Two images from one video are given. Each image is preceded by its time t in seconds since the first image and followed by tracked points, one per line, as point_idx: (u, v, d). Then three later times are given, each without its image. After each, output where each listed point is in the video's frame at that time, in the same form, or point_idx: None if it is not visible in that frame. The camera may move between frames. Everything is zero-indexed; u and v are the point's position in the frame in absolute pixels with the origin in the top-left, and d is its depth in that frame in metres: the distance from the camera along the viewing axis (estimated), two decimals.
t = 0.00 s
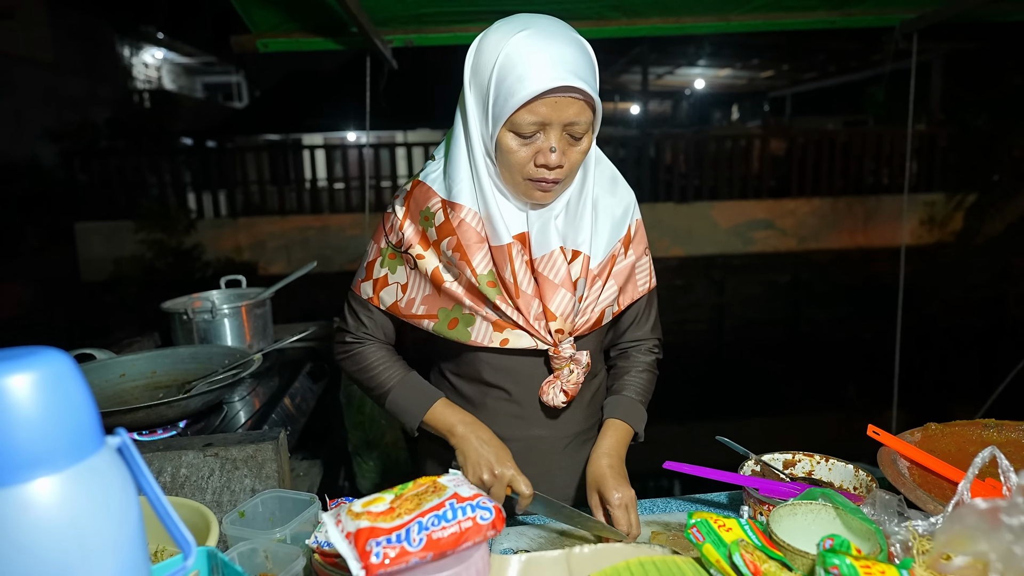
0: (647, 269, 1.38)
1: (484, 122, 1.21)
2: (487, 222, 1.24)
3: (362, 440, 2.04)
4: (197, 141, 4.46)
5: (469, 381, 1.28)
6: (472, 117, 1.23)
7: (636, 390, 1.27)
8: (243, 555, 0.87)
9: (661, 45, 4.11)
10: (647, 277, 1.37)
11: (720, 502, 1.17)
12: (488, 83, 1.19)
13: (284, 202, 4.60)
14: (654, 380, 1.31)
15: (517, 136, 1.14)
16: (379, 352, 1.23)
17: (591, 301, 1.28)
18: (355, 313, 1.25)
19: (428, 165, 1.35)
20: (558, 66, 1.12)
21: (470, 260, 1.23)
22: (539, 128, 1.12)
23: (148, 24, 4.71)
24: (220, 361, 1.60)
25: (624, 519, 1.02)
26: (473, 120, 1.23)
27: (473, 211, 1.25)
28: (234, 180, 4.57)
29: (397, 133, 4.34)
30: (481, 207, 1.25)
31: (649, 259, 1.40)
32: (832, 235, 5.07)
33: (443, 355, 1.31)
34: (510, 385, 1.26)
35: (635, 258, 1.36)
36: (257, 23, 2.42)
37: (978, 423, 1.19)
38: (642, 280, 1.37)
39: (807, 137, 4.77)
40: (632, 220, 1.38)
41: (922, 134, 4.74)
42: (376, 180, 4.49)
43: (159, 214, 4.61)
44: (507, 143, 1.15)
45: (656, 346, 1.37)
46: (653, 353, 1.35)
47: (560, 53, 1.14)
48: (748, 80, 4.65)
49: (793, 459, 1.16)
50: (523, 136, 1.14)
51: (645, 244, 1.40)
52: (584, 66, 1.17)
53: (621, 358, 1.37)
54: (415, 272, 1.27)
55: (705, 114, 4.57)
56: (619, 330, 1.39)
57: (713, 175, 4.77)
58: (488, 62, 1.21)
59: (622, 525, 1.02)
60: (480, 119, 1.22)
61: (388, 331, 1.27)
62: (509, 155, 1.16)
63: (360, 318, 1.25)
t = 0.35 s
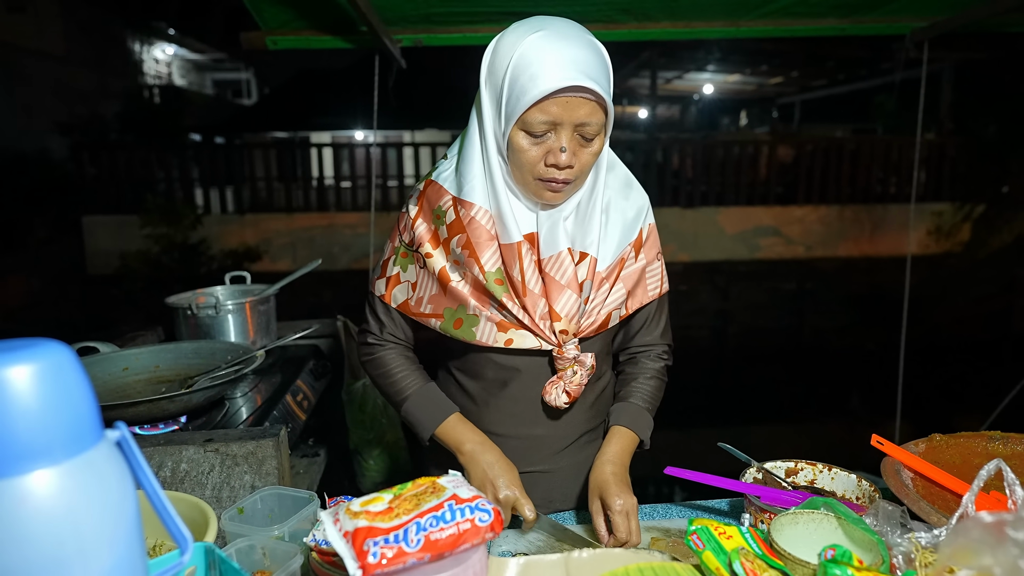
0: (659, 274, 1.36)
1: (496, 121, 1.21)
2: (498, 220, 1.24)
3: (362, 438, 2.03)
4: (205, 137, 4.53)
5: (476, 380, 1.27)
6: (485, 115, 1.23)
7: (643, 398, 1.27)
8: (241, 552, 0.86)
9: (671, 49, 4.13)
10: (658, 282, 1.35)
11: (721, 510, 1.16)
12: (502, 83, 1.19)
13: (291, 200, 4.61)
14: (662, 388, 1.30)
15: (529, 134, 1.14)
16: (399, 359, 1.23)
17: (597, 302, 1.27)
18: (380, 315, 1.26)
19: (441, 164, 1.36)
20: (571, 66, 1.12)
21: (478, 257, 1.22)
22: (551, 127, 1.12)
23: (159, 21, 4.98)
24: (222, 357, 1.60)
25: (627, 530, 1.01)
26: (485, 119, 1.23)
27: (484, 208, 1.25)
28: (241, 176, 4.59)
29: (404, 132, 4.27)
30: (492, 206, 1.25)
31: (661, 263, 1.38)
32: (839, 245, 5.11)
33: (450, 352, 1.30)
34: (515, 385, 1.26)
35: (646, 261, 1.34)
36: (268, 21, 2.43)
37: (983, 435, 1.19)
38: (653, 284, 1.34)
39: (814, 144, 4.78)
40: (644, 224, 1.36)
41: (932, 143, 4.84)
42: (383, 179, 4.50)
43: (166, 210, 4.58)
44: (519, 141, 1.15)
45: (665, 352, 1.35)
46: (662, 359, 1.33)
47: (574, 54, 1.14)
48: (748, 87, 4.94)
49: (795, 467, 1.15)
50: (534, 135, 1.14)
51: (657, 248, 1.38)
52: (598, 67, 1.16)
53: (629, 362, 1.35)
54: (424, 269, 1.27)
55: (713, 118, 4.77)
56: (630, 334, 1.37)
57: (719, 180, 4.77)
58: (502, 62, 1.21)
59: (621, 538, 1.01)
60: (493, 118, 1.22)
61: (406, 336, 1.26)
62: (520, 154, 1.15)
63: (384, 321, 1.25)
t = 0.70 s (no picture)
0: (677, 273, 1.35)
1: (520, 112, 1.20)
2: (518, 213, 1.24)
3: (365, 437, 2.02)
4: (211, 136, 4.48)
5: (493, 372, 1.29)
6: (509, 108, 1.22)
7: (659, 392, 1.25)
8: (242, 547, 0.85)
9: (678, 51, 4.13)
10: (676, 281, 1.34)
11: (726, 511, 1.14)
12: (525, 75, 1.19)
13: (296, 200, 4.62)
14: (678, 384, 1.28)
15: (553, 124, 1.13)
16: (413, 345, 1.29)
17: (611, 298, 1.26)
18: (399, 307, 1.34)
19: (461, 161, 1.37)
20: (595, 56, 1.12)
21: (495, 251, 1.24)
22: (574, 116, 1.11)
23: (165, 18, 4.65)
24: (226, 353, 1.59)
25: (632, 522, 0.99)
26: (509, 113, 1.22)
27: (505, 204, 1.25)
28: (246, 175, 4.60)
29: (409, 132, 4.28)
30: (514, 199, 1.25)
31: (680, 263, 1.36)
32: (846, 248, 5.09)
33: (469, 345, 1.34)
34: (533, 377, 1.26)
35: (663, 260, 1.33)
36: (274, 18, 2.42)
37: (994, 437, 1.17)
38: (671, 283, 1.33)
39: (821, 148, 4.75)
40: (662, 222, 1.36)
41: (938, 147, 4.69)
42: (388, 180, 4.49)
43: (172, 207, 4.67)
44: (542, 130, 1.14)
45: (683, 350, 1.34)
46: (679, 356, 1.32)
47: (598, 44, 1.14)
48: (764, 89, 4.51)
49: (802, 469, 1.14)
50: (558, 124, 1.13)
51: (676, 246, 1.36)
52: (621, 59, 1.16)
53: (645, 359, 1.35)
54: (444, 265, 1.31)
55: (719, 120, 4.51)
56: (647, 332, 1.37)
57: (725, 183, 4.73)
58: (525, 56, 1.21)
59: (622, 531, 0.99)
60: (516, 110, 1.21)
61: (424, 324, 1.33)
62: (543, 144, 1.15)
63: (402, 312, 1.33)
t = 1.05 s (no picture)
0: (698, 265, 1.43)
1: (561, 103, 1.25)
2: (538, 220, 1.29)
3: (370, 435, 2.03)
4: (218, 134, 4.53)
5: (518, 379, 1.35)
6: (543, 109, 1.26)
7: (678, 387, 1.29)
8: (244, 545, 0.85)
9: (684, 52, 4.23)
10: (700, 272, 1.41)
11: (730, 513, 1.14)
12: (561, 74, 1.26)
13: (301, 197, 4.61)
14: (700, 379, 1.33)
15: (608, 110, 1.23)
16: (445, 361, 1.36)
17: (645, 289, 1.33)
18: (427, 327, 1.41)
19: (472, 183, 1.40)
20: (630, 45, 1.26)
21: (519, 261, 1.29)
22: (625, 97, 1.23)
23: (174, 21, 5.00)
24: (230, 350, 1.59)
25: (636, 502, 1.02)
26: (546, 112, 1.26)
27: (525, 214, 1.31)
28: (253, 174, 4.60)
29: (415, 131, 4.27)
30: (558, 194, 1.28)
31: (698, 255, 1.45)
32: (852, 251, 5.03)
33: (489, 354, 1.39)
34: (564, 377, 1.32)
35: (685, 251, 1.41)
36: (281, 17, 2.43)
37: (1000, 442, 1.16)
38: (694, 274, 1.41)
39: (829, 149, 4.71)
40: (679, 216, 1.44)
41: (948, 149, 4.67)
42: (393, 178, 4.47)
43: (178, 205, 4.65)
44: (598, 113, 1.23)
45: (704, 347, 1.39)
46: (701, 353, 1.38)
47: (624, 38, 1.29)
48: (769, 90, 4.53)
49: (807, 472, 1.13)
50: (611, 105, 1.23)
51: (693, 240, 1.44)
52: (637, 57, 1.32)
53: (667, 357, 1.40)
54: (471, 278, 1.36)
55: (725, 122, 4.54)
56: (668, 331, 1.43)
57: (731, 185, 4.72)
58: (549, 60, 1.29)
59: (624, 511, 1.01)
60: (556, 102, 1.25)
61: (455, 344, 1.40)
62: (600, 124, 1.23)
63: (431, 332, 1.40)
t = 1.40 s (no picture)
0: (689, 264, 1.53)
1: (573, 95, 1.33)
2: (542, 209, 1.38)
3: (360, 437, 2.01)
4: (208, 140, 4.52)
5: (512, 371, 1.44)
6: (554, 100, 1.35)
7: (669, 382, 1.37)
8: (227, 550, 0.85)
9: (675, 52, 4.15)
10: (691, 270, 1.53)
11: (718, 510, 1.14)
12: (572, 68, 1.35)
13: (293, 201, 4.60)
14: (688, 374, 1.41)
15: (616, 103, 1.33)
16: (442, 346, 1.39)
17: (639, 283, 1.45)
18: (417, 316, 1.44)
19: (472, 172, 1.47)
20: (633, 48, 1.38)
21: (519, 251, 1.38)
22: (632, 94, 1.34)
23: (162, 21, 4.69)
24: (216, 355, 1.58)
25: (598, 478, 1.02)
26: (558, 102, 1.34)
27: (529, 206, 1.40)
28: (245, 178, 4.60)
29: (406, 134, 4.29)
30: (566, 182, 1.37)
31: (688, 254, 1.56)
32: (842, 248, 4.99)
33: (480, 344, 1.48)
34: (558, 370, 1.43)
35: (677, 249, 1.54)
36: (268, 20, 2.43)
37: (985, 434, 1.18)
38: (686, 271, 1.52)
39: (818, 149, 4.73)
40: (668, 216, 1.57)
41: (934, 147, 4.67)
42: (384, 182, 4.44)
43: (168, 211, 4.65)
44: (609, 106, 1.33)
45: (694, 344, 1.48)
46: (691, 350, 1.46)
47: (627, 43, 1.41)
48: (760, 89, 4.50)
49: (793, 467, 1.14)
50: (620, 100, 1.33)
51: (682, 239, 1.57)
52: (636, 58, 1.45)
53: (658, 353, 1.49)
54: (467, 268, 1.44)
55: (717, 122, 4.53)
56: (659, 329, 1.52)
57: (723, 185, 4.73)
58: (560, 55, 1.38)
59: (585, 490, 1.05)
60: (569, 95, 1.34)
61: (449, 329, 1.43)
62: (610, 116, 1.33)
63: (421, 321, 1.44)
